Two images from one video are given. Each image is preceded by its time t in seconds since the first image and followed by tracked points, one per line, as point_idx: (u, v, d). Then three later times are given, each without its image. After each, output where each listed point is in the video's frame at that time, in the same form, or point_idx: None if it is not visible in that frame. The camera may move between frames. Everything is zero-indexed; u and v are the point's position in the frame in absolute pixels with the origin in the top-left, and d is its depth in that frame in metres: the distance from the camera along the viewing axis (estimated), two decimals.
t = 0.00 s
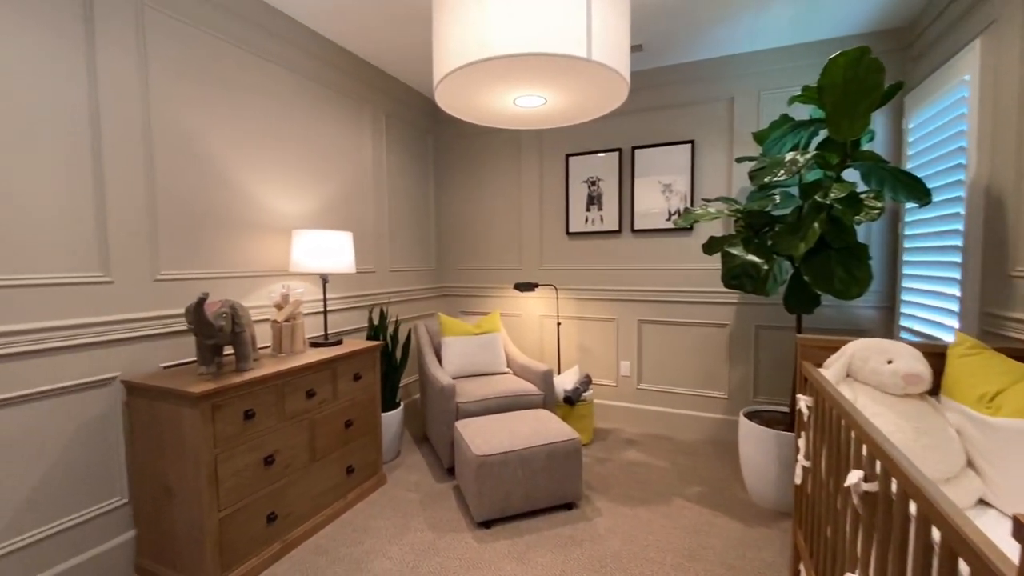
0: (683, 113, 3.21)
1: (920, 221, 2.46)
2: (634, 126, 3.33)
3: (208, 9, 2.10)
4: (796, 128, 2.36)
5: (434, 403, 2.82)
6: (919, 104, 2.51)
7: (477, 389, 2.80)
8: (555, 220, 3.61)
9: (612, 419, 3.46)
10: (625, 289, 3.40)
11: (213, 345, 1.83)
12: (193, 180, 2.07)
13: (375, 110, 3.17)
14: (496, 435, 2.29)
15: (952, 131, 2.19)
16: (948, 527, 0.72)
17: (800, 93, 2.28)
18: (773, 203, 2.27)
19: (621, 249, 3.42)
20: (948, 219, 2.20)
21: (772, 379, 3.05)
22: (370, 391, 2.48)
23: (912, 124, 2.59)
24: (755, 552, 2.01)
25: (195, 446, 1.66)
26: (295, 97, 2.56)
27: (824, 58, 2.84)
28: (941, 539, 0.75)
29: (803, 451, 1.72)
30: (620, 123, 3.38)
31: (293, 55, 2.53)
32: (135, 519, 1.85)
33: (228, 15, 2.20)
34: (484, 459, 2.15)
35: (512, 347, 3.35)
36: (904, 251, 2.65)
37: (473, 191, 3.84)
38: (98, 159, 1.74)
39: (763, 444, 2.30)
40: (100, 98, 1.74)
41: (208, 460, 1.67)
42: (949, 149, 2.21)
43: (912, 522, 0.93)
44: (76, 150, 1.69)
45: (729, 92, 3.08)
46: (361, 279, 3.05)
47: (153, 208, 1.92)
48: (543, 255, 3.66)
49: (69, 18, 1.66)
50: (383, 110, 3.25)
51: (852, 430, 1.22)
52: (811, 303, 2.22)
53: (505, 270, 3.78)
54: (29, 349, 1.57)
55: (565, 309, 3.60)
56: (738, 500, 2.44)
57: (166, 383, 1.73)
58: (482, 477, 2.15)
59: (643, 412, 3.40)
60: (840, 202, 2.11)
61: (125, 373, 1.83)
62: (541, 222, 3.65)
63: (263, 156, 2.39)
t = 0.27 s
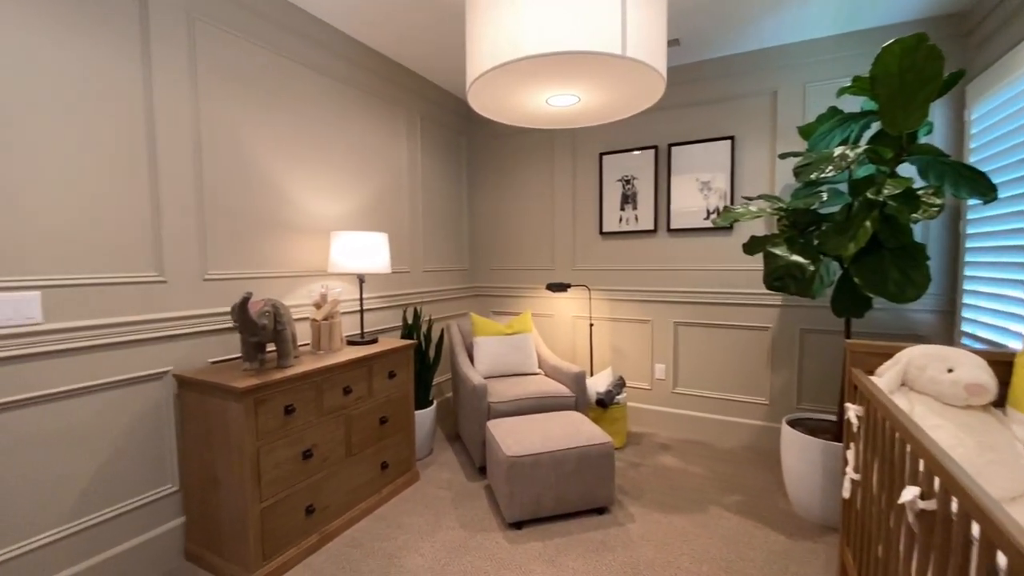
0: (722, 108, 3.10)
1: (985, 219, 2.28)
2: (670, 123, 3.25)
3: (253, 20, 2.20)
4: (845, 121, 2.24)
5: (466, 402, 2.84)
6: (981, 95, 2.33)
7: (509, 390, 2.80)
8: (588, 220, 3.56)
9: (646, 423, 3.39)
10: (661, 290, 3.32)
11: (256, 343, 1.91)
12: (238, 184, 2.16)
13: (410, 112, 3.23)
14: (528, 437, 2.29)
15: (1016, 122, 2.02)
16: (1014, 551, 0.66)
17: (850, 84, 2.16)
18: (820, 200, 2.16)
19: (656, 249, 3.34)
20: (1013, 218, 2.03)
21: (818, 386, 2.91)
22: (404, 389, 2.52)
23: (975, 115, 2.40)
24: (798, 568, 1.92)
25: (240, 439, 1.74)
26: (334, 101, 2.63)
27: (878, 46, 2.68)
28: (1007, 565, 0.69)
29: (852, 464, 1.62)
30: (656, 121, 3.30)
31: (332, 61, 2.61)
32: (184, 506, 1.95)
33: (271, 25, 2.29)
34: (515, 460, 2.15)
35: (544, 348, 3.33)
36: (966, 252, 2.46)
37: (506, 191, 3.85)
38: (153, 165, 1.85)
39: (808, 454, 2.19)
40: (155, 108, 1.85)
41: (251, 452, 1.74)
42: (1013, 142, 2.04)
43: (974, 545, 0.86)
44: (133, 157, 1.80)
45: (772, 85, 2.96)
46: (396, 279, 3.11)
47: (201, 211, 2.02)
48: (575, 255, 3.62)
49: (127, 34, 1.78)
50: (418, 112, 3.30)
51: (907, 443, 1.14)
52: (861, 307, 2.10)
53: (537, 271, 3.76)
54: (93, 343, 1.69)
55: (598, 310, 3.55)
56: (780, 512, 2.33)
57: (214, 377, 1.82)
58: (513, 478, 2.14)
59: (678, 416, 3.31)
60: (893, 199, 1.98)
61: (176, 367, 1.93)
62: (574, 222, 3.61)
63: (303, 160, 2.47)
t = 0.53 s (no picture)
0: (765, 102, 2.98)
1: None
2: (710, 119, 3.15)
3: (295, 27, 2.27)
4: (902, 112, 2.10)
5: (499, 402, 2.85)
6: None
7: (542, 390, 2.78)
8: (623, 219, 3.50)
9: (683, 427, 3.30)
10: (699, 291, 3.23)
11: (299, 340, 1.97)
12: (282, 186, 2.24)
13: (445, 113, 3.26)
14: (561, 438, 2.26)
15: None
16: None
17: (907, 73, 2.02)
18: (874, 197, 2.04)
19: (694, 249, 3.25)
20: None
21: (870, 392, 2.75)
22: (439, 388, 2.55)
23: None
24: None
25: (282, 432, 1.80)
26: (371, 104, 2.69)
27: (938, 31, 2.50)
28: None
29: (910, 477, 1.52)
30: (694, 116, 3.21)
31: (370, 65, 2.67)
32: (231, 495, 2.04)
33: (312, 32, 2.36)
34: (549, 461, 2.13)
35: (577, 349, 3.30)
36: None
37: (540, 190, 3.83)
38: (204, 170, 1.95)
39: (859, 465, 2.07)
40: (205, 115, 1.94)
41: (293, 445, 1.80)
42: None
43: None
44: (186, 162, 1.89)
45: (820, 76, 2.82)
46: (430, 279, 3.15)
47: (247, 213, 2.10)
48: (610, 255, 3.57)
49: (181, 45, 1.87)
50: (452, 113, 3.33)
51: (973, 457, 1.06)
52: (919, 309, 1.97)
53: (570, 271, 3.73)
54: (150, 339, 1.79)
55: (633, 311, 3.48)
56: (827, 524, 2.22)
57: (259, 372, 1.89)
58: (546, 479, 2.13)
59: (717, 421, 3.20)
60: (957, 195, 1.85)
61: (224, 362, 2.02)
62: (608, 221, 3.56)
63: (342, 162, 2.54)
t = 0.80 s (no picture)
0: (814, 95, 2.84)
1: None
2: (754, 114, 3.03)
3: (338, 33, 2.32)
4: (970, 101, 1.95)
5: (533, 403, 2.83)
6: None
7: (577, 392, 2.75)
8: (661, 218, 3.42)
9: (723, 433, 3.19)
10: (741, 292, 3.11)
11: (341, 339, 2.02)
12: (324, 189, 2.30)
13: (481, 114, 3.27)
14: (598, 442, 2.23)
15: None
16: None
17: (975, 61, 1.88)
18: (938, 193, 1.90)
19: (736, 249, 3.13)
20: None
21: (930, 402, 2.58)
22: (474, 387, 2.55)
23: None
24: None
25: (325, 428, 1.84)
26: (409, 106, 2.72)
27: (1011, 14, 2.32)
28: None
29: (980, 495, 1.41)
30: (737, 111, 3.09)
31: (408, 68, 2.71)
32: (275, 487, 2.11)
33: (354, 37, 2.41)
34: (585, 465, 2.10)
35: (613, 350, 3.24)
36: None
37: (575, 190, 3.79)
38: (251, 173, 2.02)
39: (921, 481, 1.93)
40: (253, 120, 2.01)
41: (336, 441, 1.84)
42: None
43: None
44: (236, 166, 1.97)
45: (875, 66, 2.66)
46: (466, 278, 3.16)
47: (292, 215, 2.17)
48: (647, 255, 3.49)
49: (231, 54, 1.95)
50: (488, 113, 3.34)
51: None
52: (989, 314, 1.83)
53: (606, 271, 3.67)
54: (202, 335, 1.87)
55: (671, 312, 3.39)
56: (882, 541, 2.10)
57: (302, 369, 1.95)
58: (583, 483, 2.10)
59: (759, 428, 3.08)
60: None
61: (270, 359, 2.09)
62: (645, 221, 3.48)
63: (381, 164, 2.58)
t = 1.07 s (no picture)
0: (871, 86, 2.68)
1: None
2: (804, 108, 2.88)
3: (379, 38, 2.36)
4: None
5: (570, 405, 2.80)
6: None
7: (615, 395, 2.69)
8: (703, 218, 3.31)
9: (768, 441, 3.06)
10: (789, 295, 2.97)
11: (382, 338, 2.06)
12: (365, 191, 2.35)
13: (517, 114, 3.26)
14: (638, 448, 2.18)
15: None
16: None
17: None
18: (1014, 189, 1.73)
19: (783, 250, 3.00)
20: None
21: (1000, 416, 2.39)
22: (511, 389, 2.54)
23: None
24: None
25: (367, 427, 1.88)
26: (447, 108, 2.74)
27: None
28: None
29: None
30: (786, 106, 2.95)
31: (446, 70, 2.72)
32: (318, 482, 2.17)
33: (394, 41, 2.44)
34: (625, 472, 2.05)
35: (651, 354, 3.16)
36: None
37: (612, 189, 3.73)
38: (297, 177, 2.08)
39: (993, 502, 1.79)
40: (299, 126, 2.07)
41: (377, 439, 1.87)
42: None
43: None
44: (282, 170, 2.03)
45: (940, 54, 2.48)
46: (501, 279, 3.16)
47: (335, 217, 2.22)
48: (687, 256, 3.39)
49: (278, 61, 2.00)
50: (524, 113, 3.32)
51: None
52: None
53: (644, 272, 3.59)
54: (251, 334, 1.93)
55: (713, 315, 3.29)
56: (947, 564, 1.96)
57: (345, 369, 1.99)
58: (623, 490, 2.05)
59: (807, 438, 2.94)
60: None
61: (314, 357, 2.15)
62: (685, 220, 3.38)
63: (420, 166, 2.61)
